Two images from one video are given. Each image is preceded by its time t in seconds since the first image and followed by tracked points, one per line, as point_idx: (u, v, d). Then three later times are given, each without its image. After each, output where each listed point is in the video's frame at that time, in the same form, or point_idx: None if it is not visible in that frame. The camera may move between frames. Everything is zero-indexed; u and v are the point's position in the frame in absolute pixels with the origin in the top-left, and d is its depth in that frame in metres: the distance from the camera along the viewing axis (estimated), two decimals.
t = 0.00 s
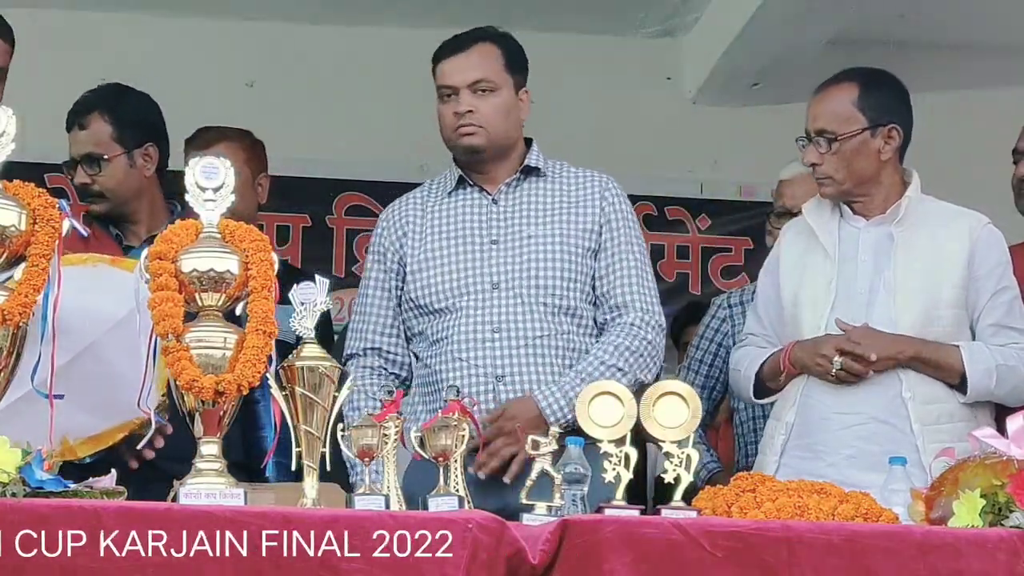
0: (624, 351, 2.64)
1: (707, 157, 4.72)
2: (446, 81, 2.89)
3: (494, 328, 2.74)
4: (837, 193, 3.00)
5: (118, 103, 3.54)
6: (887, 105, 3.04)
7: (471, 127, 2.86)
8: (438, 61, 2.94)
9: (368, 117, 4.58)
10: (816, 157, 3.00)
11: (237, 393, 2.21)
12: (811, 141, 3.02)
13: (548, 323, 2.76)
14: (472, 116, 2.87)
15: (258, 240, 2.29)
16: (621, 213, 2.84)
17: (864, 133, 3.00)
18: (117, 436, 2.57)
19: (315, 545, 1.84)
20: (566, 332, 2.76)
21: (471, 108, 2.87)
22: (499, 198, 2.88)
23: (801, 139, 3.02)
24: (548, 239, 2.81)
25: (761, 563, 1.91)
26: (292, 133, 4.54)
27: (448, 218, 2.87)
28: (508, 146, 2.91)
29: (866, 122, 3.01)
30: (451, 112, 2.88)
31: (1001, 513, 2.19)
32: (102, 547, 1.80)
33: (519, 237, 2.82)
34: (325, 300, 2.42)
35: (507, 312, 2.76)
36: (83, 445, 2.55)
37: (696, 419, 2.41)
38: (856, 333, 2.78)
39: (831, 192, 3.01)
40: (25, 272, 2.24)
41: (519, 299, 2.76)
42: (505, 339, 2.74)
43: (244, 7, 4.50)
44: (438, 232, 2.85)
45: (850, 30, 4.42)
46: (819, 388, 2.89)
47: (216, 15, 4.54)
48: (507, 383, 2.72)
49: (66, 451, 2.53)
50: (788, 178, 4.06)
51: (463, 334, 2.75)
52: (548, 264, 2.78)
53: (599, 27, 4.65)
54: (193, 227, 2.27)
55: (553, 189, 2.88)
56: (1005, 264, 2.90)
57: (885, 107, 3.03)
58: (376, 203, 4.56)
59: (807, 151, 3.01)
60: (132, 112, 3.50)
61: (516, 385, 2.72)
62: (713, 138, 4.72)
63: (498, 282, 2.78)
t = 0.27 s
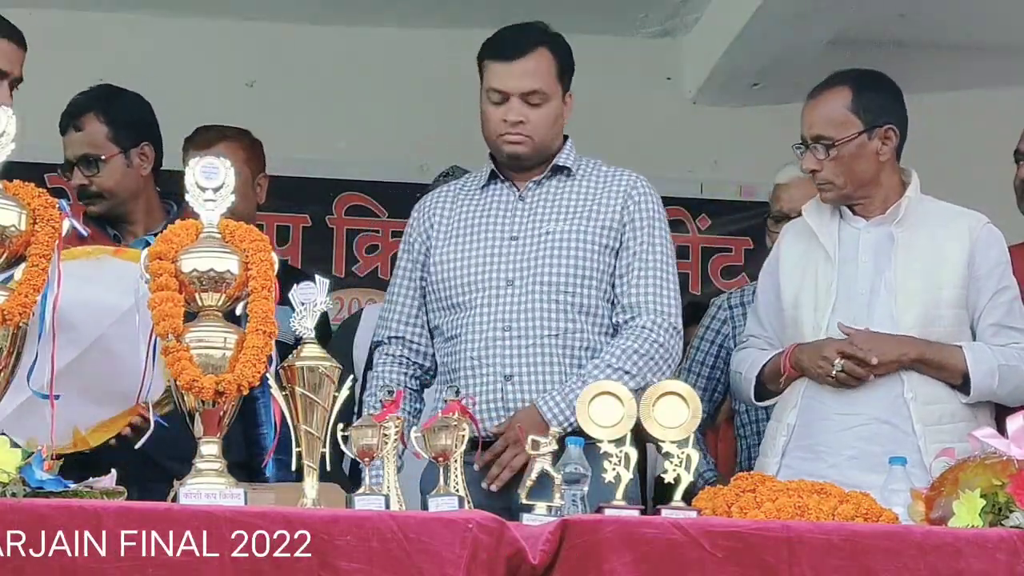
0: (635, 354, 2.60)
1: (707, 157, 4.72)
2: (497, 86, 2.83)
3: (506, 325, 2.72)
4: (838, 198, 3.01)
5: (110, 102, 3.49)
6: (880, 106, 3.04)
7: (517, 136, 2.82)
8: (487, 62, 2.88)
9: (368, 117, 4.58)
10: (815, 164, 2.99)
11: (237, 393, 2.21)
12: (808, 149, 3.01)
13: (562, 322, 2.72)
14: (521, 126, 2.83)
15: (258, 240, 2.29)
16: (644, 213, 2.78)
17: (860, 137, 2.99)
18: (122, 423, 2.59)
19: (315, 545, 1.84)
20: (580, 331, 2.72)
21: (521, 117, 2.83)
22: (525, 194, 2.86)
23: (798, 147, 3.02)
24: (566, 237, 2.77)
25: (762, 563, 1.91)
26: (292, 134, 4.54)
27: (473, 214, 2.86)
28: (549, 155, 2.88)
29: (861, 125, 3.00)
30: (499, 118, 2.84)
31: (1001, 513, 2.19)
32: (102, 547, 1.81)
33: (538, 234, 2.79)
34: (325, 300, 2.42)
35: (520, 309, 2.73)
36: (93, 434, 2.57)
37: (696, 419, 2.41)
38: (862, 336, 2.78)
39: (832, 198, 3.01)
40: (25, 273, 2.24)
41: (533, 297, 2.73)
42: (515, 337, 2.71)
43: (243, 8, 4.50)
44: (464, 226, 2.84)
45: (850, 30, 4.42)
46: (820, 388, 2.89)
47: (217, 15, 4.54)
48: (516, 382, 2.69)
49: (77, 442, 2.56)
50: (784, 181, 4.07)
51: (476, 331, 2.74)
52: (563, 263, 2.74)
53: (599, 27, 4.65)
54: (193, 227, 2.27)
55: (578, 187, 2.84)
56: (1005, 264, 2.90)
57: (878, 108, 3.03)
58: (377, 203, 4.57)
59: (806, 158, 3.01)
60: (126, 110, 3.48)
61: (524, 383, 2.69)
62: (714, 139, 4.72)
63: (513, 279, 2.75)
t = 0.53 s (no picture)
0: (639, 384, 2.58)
1: (707, 157, 4.71)
2: (541, 107, 2.73)
3: (512, 339, 2.69)
4: (840, 207, 2.98)
5: (149, 91, 3.58)
6: (868, 107, 3.01)
7: (553, 160, 2.75)
8: (533, 77, 2.77)
9: (368, 117, 4.58)
10: (811, 177, 2.96)
11: (237, 393, 2.21)
12: (804, 162, 2.98)
13: (569, 339, 2.69)
14: (562, 150, 2.75)
15: (258, 240, 2.29)
16: (664, 236, 2.73)
17: (853, 143, 2.96)
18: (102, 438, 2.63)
19: (314, 545, 1.84)
20: (586, 350, 2.69)
21: (563, 142, 2.74)
22: (549, 205, 2.81)
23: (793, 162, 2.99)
24: (582, 253, 2.72)
25: (761, 563, 1.91)
26: (292, 133, 4.54)
27: (495, 219, 2.82)
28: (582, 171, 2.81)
29: (852, 131, 2.97)
30: (537, 137, 2.75)
31: (1001, 513, 2.19)
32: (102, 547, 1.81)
33: (554, 247, 2.75)
34: (325, 300, 2.42)
35: (528, 324, 2.70)
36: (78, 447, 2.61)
37: (696, 419, 2.41)
38: (897, 359, 2.76)
39: (834, 207, 2.98)
40: (25, 272, 2.24)
41: (542, 312, 2.70)
42: (521, 351, 2.68)
43: (244, 8, 4.50)
44: (486, 230, 2.82)
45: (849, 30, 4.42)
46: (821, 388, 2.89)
47: (217, 15, 4.54)
48: (516, 397, 2.67)
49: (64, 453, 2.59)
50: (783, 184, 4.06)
51: (484, 341, 2.72)
52: (576, 280, 2.71)
53: (599, 27, 4.65)
54: (193, 227, 2.27)
55: (600, 203, 2.79)
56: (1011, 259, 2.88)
57: (867, 109, 3.00)
58: (377, 203, 4.56)
59: (802, 172, 2.97)
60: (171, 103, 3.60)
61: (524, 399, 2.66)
62: (713, 139, 4.72)
63: (525, 292, 2.72)
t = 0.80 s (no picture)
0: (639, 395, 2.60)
1: (707, 157, 4.71)
2: (555, 107, 2.70)
3: (510, 339, 2.69)
4: (863, 212, 2.95)
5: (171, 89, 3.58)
6: (887, 109, 2.97)
7: (566, 160, 2.71)
8: (546, 77, 2.74)
9: (368, 117, 4.58)
10: (841, 186, 2.90)
11: (237, 393, 2.21)
12: (833, 169, 2.91)
13: (568, 342, 2.69)
14: (576, 151, 2.72)
15: (258, 240, 2.29)
16: (669, 244, 2.73)
17: (880, 147, 2.92)
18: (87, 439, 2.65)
19: (314, 545, 1.84)
20: (584, 354, 2.69)
21: (577, 143, 2.71)
22: (550, 205, 2.81)
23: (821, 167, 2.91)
24: (584, 257, 2.72)
25: (761, 563, 1.91)
26: (292, 133, 4.54)
27: (496, 218, 2.82)
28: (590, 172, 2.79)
29: (878, 135, 2.92)
30: (550, 137, 2.72)
31: (1001, 513, 2.19)
32: (101, 547, 1.81)
33: (556, 249, 2.75)
34: (325, 300, 2.42)
35: (527, 325, 2.70)
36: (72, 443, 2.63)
37: (695, 419, 2.41)
38: (913, 385, 2.75)
39: (857, 212, 2.95)
40: (25, 272, 2.24)
41: (541, 313, 2.70)
42: (518, 352, 2.68)
43: (243, 8, 4.50)
44: (487, 227, 2.81)
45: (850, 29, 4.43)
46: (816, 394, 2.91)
47: (217, 14, 4.54)
48: (512, 398, 2.66)
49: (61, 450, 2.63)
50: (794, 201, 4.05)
51: (481, 340, 2.71)
52: (577, 283, 2.71)
53: (599, 27, 4.65)
54: (193, 227, 2.27)
55: (605, 206, 2.78)
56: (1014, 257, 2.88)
57: (886, 111, 2.96)
58: (377, 203, 4.55)
59: (831, 179, 2.91)
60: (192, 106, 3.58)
61: (520, 401, 2.66)
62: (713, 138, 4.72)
63: (525, 293, 2.71)
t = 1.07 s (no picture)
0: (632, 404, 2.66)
1: (707, 157, 4.71)
2: (551, 130, 2.68)
3: (501, 347, 2.68)
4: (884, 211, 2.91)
5: (188, 91, 3.53)
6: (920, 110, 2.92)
7: (555, 180, 2.72)
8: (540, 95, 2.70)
9: (368, 117, 4.58)
10: (880, 186, 2.83)
11: (237, 393, 2.21)
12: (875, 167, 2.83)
13: (556, 349, 2.71)
14: (566, 172, 2.72)
15: (258, 240, 2.29)
16: (647, 253, 2.81)
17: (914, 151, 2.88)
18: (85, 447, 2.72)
19: (314, 545, 1.84)
20: (572, 361, 2.72)
21: (570, 164, 2.71)
22: (527, 211, 2.80)
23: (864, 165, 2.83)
24: (570, 265, 2.75)
25: (761, 563, 1.91)
26: (292, 133, 4.55)
27: (471, 222, 2.79)
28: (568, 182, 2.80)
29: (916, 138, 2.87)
30: (541, 157, 2.70)
31: (1001, 513, 2.19)
32: (102, 547, 1.81)
33: (540, 256, 2.75)
34: (326, 300, 2.42)
35: (518, 333, 2.70)
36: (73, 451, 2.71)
37: (695, 419, 2.41)
38: (926, 400, 2.70)
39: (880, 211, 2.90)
40: (25, 272, 2.24)
41: (531, 321, 2.71)
42: (511, 360, 2.68)
43: (243, 8, 4.50)
44: (461, 230, 2.78)
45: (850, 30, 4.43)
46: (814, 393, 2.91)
47: (216, 15, 4.54)
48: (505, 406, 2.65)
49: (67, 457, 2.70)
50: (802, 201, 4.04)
51: (469, 347, 2.69)
52: (565, 291, 2.73)
53: (599, 27, 4.65)
54: (193, 227, 2.27)
55: (584, 213, 2.81)
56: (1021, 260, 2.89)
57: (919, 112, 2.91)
58: (377, 203, 4.55)
59: (871, 178, 2.83)
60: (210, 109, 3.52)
61: (513, 408, 2.65)
62: (713, 138, 4.72)
63: (513, 300, 2.72)
